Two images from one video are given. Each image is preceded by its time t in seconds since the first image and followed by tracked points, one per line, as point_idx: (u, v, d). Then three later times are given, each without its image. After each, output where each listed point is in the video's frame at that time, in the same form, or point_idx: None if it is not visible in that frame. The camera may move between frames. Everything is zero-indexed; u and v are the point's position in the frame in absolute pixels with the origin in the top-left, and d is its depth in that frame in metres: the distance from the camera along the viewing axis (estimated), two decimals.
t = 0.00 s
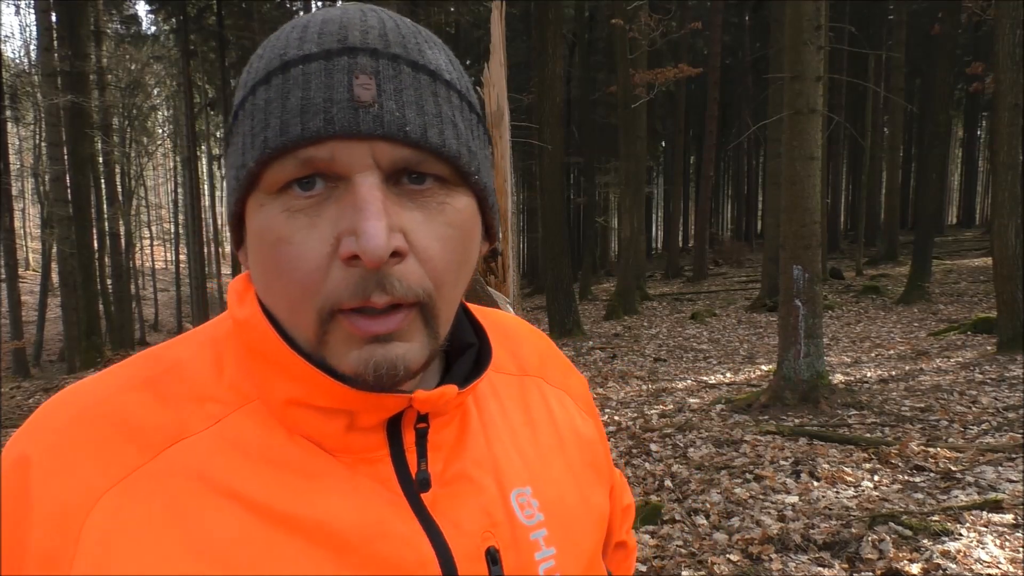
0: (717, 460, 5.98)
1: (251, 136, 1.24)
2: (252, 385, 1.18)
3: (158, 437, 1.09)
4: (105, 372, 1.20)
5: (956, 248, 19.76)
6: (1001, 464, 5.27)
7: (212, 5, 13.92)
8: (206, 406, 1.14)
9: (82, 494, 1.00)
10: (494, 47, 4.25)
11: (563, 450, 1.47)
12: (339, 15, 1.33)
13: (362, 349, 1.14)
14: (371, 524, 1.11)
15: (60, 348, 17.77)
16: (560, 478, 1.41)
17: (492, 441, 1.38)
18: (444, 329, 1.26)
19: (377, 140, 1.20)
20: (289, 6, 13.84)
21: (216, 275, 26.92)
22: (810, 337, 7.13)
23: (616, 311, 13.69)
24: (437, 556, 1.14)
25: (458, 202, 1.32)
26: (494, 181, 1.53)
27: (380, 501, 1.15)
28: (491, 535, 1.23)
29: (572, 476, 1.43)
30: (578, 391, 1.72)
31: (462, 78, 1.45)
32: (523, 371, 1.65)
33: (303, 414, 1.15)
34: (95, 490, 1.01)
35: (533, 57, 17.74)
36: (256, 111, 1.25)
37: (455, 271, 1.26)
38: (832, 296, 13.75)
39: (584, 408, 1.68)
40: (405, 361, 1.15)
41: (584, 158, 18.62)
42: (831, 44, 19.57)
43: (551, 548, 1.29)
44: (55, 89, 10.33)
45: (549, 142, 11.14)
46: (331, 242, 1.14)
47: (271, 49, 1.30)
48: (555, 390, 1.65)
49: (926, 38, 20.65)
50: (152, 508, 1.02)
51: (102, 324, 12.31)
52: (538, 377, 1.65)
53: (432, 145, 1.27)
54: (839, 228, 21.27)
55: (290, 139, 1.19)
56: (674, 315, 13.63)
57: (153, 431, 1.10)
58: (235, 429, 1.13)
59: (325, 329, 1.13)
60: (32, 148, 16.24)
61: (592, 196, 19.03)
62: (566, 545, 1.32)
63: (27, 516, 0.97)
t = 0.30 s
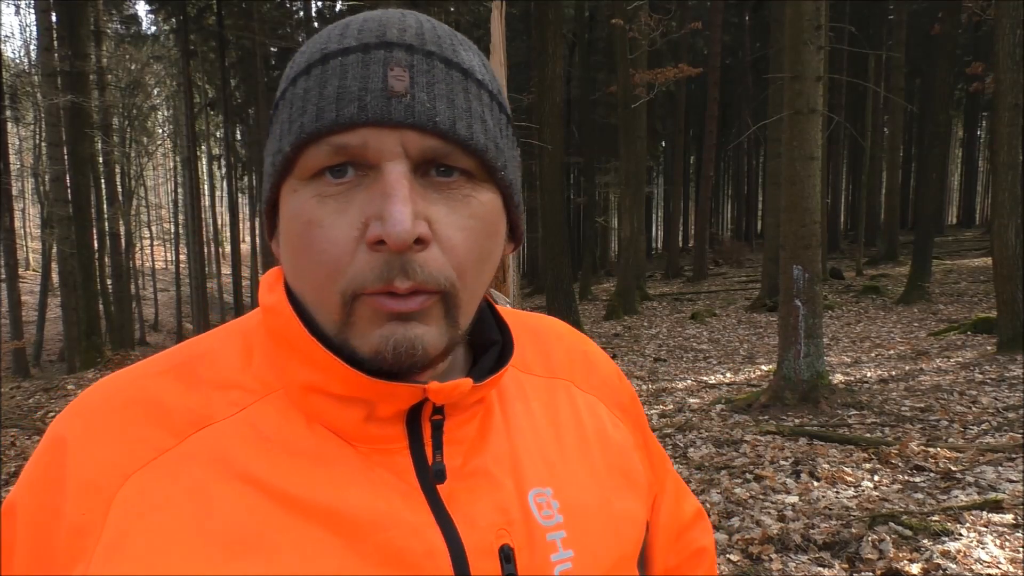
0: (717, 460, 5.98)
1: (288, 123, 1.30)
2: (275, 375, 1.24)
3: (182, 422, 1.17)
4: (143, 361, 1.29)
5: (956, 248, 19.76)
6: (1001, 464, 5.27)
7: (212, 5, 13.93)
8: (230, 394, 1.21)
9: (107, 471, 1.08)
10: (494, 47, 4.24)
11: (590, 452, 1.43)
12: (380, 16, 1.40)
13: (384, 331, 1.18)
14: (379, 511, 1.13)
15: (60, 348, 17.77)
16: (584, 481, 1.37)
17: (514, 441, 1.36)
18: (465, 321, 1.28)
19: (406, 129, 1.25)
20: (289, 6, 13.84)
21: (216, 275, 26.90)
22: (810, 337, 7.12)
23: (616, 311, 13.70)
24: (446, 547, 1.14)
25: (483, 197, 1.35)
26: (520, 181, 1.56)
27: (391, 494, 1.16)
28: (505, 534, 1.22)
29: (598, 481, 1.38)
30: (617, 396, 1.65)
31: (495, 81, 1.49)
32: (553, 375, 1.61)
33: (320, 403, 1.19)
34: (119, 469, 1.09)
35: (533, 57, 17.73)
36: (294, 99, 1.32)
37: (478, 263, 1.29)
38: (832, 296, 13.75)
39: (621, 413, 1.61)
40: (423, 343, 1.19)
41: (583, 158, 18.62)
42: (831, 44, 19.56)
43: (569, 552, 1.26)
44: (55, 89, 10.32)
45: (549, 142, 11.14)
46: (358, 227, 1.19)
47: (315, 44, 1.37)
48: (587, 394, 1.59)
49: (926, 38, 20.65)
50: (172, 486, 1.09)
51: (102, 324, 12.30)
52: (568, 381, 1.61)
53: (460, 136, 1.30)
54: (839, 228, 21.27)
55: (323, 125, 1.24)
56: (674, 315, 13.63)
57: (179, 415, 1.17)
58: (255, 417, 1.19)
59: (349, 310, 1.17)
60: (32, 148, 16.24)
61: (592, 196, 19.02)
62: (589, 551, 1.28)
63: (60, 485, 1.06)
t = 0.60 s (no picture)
0: (717, 460, 5.99)
1: (315, 120, 1.33)
2: (290, 374, 1.28)
3: (198, 414, 1.22)
4: (172, 352, 1.35)
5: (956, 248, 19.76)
6: (1001, 464, 5.27)
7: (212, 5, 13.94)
8: (247, 390, 1.26)
9: (124, 459, 1.15)
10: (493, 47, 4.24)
11: (610, 464, 1.42)
12: (415, 16, 1.42)
13: (394, 336, 1.19)
14: (383, 517, 1.15)
15: (60, 348, 17.80)
16: (598, 496, 1.36)
17: (527, 453, 1.36)
18: (481, 331, 1.29)
19: (429, 134, 1.26)
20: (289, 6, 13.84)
21: (216, 275, 26.92)
22: (810, 337, 7.13)
23: (616, 311, 13.71)
24: (445, 558, 1.16)
25: (506, 206, 1.34)
26: (549, 189, 1.55)
27: (397, 503, 1.18)
28: (507, 548, 1.22)
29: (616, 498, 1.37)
30: (646, 411, 1.64)
31: (530, 88, 1.49)
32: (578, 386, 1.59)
33: (330, 404, 1.22)
34: (136, 458, 1.15)
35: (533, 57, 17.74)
36: (323, 97, 1.34)
37: (497, 274, 1.29)
38: (832, 296, 13.76)
39: (649, 429, 1.60)
40: (434, 353, 1.20)
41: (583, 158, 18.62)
42: (831, 44, 19.57)
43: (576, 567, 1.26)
44: (55, 89, 10.33)
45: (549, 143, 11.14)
46: (375, 229, 1.20)
47: (350, 41, 1.40)
48: (611, 405, 1.58)
49: (926, 38, 20.65)
50: (182, 477, 1.14)
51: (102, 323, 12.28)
52: (595, 392, 1.60)
53: (485, 144, 1.31)
54: (839, 228, 21.27)
55: (349, 124, 1.26)
56: (674, 315, 13.64)
57: (196, 407, 1.22)
58: (268, 413, 1.23)
59: (360, 310, 1.19)
60: (32, 149, 16.23)
61: (592, 196, 19.02)
62: (597, 566, 1.27)
63: (81, 471, 1.14)
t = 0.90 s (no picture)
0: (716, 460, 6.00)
1: (364, 168, 1.21)
2: (302, 366, 1.31)
3: (210, 400, 1.24)
4: (186, 337, 1.37)
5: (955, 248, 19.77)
6: (1001, 464, 5.27)
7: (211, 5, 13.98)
8: (259, 379, 1.28)
9: (136, 443, 1.17)
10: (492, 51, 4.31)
11: (615, 460, 1.41)
12: (465, 37, 1.23)
13: (442, 380, 1.19)
14: (388, 511, 1.17)
15: (60, 348, 17.83)
16: (602, 498, 1.34)
17: (532, 455, 1.36)
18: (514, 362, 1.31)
19: (498, 204, 1.19)
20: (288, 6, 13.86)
21: (216, 275, 26.95)
22: (810, 337, 7.14)
23: (616, 311, 13.72)
24: (449, 553, 1.17)
25: (551, 255, 1.32)
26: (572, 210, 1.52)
27: (402, 501, 1.19)
28: (510, 543, 1.23)
29: (621, 499, 1.36)
30: (661, 409, 1.58)
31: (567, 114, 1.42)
32: (585, 384, 1.56)
33: (340, 397, 1.24)
34: (148, 441, 1.17)
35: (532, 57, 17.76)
36: (372, 142, 1.21)
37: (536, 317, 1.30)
38: (832, 296, 13.76)
39: (665, 427, 1.55)
40: (478, 396, 1.21)
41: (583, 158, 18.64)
42: (831, 44, 19.57)
43: (578, 563, 1.25)
44: (55, 90, 10.35)
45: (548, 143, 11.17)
46: (434, 294, 1.16)
47: (389, 62, 1.22)
48: (619, 404, 1.55)
49: (926, 38, 20.66)
50: (193, 463, 1.16)
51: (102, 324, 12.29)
52: (601, 391, 1.55)
53: (547, 209, 1.26)
54: (839, 228, 21.29)
55: (414, 190, 1.16)
56: (674, 315, 13.65)
57: (209, 395, 1.24)
58: (279, 403, 1.25)
59: (407, 358, 1.18)
60: (32, 149, 16.26)
61: (592, 196, 19.02)
62: (600, 565, 1.26)
63: (94, 450, 1.16)
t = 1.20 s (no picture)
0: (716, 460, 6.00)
1: (356, 214, 1.18)
2: (305, 355, 1.32)
3: (218, 386, 1.26)
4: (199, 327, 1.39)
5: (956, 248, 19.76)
6: (1001, 464, 5.27)
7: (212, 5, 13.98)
8: (271, 366, 1.30)
9: (145, 423, 1.19)
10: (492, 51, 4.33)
11: (608, 454, 1.41)
12: (471, 81, 1.15)
13: (423, 401, 1.19)
14: (382, 499, 1.18)
15: (60, 348, 17.83)
16: (595, 489, 1.34)
17: (525, 445, 1.36)
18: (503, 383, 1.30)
19: (486, 264, 1.16)
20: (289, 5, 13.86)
21: (216, 275, 26.97)
22: (810, 337, 7.14)
23: (616, 311, 13.72)
24: (443, 538, 1.19)
25: (545, 299, 1.29)
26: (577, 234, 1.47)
27: (400, 490, 1.21)
28: (502, 529, 1.24)
29: (612, 488, 1.36)
30: (659, 401, 1.54)
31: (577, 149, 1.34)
32: (577, 373, 1.54)
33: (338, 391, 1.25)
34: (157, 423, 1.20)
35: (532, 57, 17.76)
36: (365, 188, 1.18)
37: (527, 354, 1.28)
38: (832, 296, 13.76)
39: (664, 417, 1.52)
40: (458, 419, 1.21)
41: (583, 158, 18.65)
42: (831, 44, 19.56)
43: (568, 552, 1.25)
44: (55, 90, 10.35)
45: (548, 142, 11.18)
46: (420, 341, 1.14)
47: (388, 98, 1.16)
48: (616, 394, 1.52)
49: (925, 38, 20.66)
50: (204, 442, 1.19)
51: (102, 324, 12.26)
52: (594, 379, 1.53)
53: (539, 266, 1.22)
54: (839, 228, 21.29)
55: (400, 248, 1.14)
56: (674, 315, 13.65)
57: (225, 377, 1.27)
58: (286, 389, 1.27)
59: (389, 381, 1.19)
60: (32, 149, 16.26)
61: (592, 196, 19.00)
62: (592, 553, 1.27)
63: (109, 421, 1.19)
